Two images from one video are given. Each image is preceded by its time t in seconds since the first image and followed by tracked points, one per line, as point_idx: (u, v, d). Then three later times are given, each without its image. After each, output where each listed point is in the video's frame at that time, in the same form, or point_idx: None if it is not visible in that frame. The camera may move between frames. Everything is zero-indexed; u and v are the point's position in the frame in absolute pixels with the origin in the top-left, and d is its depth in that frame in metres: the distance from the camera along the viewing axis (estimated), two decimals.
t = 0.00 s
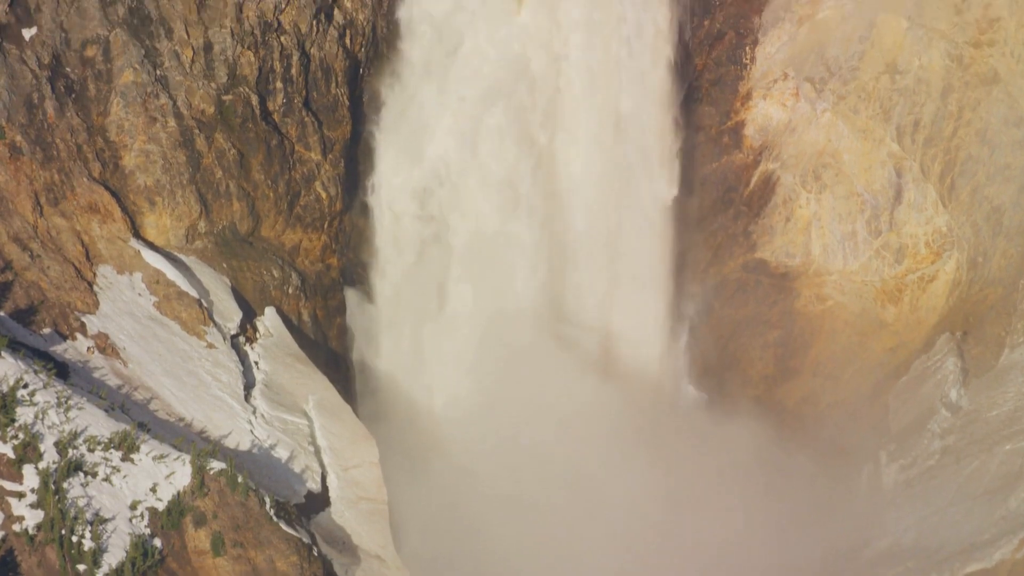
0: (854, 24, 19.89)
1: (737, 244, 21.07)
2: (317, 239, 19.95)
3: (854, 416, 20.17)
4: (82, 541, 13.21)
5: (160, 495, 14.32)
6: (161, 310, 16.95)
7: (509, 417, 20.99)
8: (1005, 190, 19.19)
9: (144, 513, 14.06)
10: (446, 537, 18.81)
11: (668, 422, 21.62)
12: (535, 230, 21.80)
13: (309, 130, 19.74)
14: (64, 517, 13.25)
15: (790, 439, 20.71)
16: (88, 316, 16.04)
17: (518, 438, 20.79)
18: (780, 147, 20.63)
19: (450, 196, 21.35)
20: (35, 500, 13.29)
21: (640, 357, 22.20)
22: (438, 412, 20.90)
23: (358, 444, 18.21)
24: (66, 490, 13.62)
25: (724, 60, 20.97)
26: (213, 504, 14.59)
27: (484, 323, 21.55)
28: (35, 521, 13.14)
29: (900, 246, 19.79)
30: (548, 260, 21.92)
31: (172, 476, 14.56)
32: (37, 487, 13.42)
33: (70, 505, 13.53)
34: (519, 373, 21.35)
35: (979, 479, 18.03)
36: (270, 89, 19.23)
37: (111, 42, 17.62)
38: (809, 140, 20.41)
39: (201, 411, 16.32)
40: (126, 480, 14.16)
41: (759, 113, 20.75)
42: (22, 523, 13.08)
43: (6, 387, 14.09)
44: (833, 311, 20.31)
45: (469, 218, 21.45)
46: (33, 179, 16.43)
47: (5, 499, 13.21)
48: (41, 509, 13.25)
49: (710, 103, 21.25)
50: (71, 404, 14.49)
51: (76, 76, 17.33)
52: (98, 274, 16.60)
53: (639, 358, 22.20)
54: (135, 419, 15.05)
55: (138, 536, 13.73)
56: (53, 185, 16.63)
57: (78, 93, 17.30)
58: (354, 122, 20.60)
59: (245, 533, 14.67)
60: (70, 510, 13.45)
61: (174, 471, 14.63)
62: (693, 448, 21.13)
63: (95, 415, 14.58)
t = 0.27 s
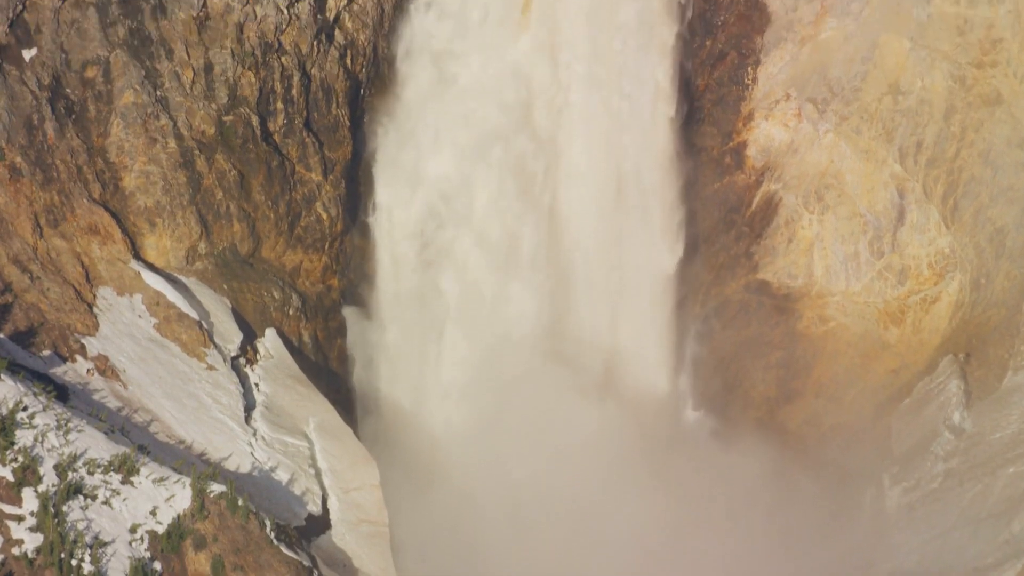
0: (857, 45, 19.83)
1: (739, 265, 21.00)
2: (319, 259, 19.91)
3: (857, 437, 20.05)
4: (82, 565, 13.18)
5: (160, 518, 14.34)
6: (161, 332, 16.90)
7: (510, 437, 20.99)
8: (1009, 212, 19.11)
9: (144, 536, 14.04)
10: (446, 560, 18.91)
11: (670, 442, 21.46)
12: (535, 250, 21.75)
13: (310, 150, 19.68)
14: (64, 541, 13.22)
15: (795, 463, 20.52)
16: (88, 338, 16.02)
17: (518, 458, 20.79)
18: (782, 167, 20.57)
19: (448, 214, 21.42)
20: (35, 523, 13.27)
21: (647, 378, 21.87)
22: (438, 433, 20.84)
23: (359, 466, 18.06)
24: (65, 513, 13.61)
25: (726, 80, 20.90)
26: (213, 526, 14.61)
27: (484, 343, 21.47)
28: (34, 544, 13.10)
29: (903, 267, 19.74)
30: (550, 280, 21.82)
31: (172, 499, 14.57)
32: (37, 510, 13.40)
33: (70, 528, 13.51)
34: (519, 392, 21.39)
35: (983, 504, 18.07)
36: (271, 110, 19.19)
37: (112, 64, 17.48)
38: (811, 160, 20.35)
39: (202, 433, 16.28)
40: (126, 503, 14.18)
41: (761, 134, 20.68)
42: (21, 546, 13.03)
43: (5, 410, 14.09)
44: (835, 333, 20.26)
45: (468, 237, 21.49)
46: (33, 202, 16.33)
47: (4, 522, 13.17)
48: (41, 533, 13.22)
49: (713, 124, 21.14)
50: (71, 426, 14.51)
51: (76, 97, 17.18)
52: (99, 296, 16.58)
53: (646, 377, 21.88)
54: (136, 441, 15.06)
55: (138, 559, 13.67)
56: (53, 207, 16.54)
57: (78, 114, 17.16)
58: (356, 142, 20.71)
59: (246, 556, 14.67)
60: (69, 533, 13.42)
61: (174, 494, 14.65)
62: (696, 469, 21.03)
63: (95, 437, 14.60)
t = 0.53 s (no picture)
0: (858, 63, 19.83)
1: (741, 283, 20.96)
2: (319, 278, 19.83)
3: (858, 456, 20.05)
4: None
5: (159, 538, 14.31)
6: (161, 350, 16.84)
7: (510, 455, 20.91)
8: (1012, 229, 19.05)
9: (144, 556, 13.99)
10: None
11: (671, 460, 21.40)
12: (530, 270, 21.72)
13: (310, 169, 19.64)
14: (63, 562, 13.12)
15: (795, 483, 20.48)
16: (88, 357, 15.94)
17: (518, 477, 20.73)
18: (784, 185, 20.53)
19: (450, 232, 21.39)
20: (34, 543, 13.14)
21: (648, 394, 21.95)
22: (440, 452, 20.77)
23: (360, 486, 17.98)
24: (65, 533, 13.49)
25: (727, 98, 20.96)
26: (213, 547, 14.65)
27: (479, 364, 21.40)
28: (33, 565, 12.95)
29: (905, 286, 19.67)
30: (547, 299, 21.80)
31: (172, 519, 14.55)
32: (36, 530, 13.28)
33: (70, 548, 13.40)
34: (518, 412, 21.30)
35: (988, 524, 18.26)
36: (271, 128, 19.14)
37: (112, 82, 17.40)
38: (813, 178, 20.30)
39: (202, 452, 16.22)
40: (126, 523, 14.14)
41: (763, 152, 20.67)
42: (20, 567, 12.89)
43: (5, 429, 13.98)
44: (836, 351, 20.22)
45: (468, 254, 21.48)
46: (33, 221, 16.29)
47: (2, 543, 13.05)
48: (40, 553, 13.09)
49: (714, 141, 21.19)
50: (70, 446, 14.45)
51: (76, 116, 17.11)
52: (98, 315, 16.51)
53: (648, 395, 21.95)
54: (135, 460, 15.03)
55: None
56: (53, 225, 16.49)
57: (78, 133, 17.09)
58: (358, 159, 20.60)
59: None
60: (69, 553, 13.31)
61: (174, 513, 14.63)
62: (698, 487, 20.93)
63: (94, 457, 14.55)
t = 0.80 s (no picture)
0: (861, 83, 19.83)
1: (741, 304, 20.97)
2: (320, 299, 19.78)
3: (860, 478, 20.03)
4: None
5: (159, 561, 14.26)
6: (161, 372, 16.77)
7: (510, 476, 20.85)
8: (1015, 252, 18.79)
9: None
10: None
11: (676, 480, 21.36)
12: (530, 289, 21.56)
13: (311, 189, 19.57)
14: None
15: (799, 505, 20.45)
16: (89, 379, 15.88)
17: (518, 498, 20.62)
18: (785, 207, 20.50)
19: (451, 254, 21.39)
20: (32, 567, 13.11)
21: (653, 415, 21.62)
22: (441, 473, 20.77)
23: (361, 509, 17.90)
24: (64, 557, 13.46)
25: (729, 118, 20.84)
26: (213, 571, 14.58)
27: (482, 384, 21.36)
28: None
29: (907, 307, 19.60)
30: (549, 319, 21.64)
31: (172, 542, 14.49)
32: (35, 553, 13.26)
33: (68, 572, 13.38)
34: (518, 432, 21.29)
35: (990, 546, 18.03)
36: (272, 149, 19.10)
37: (112, 103, 17.37)
38: (815, 200, 20.29)
39: (203, 474, 16.17)
40: (125, 546, 14.10)
41: (765, 172, 20.65)
42: None
43: (5, 452, 13.98)
44: (838, 373, 20.22)
45: (468, 275, 21.44)
46: (32, 243, 16.21)
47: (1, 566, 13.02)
48: None
49: (715, 161, 21.04)
50: (70, 469, 14.41)
51: (76, 137, 17.06)
52: (98, 337, 16.43)
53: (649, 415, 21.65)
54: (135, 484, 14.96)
55: None
56: (52, 247, 16.41)
57: (78, 154, 17.05)
58: (358, 181, 20.61)
59: None
60: None
61: (174, 537, 14.57)
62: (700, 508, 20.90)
63: (94, 480, 14.51)
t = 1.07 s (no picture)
0: (863, 101, 19.78)
1: (743, 322, 20.98)
2: (320, 318, 19.72)
3: (863, 496, 20.05)
4: None
5: None
6: (161, 392, 16.71)
7: (510, 495, 20.74)
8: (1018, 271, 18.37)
9: None
10: None
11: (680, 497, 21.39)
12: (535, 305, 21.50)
13: (311, 208, 19.51)
14: None
15: (802, 522, 20.62)
16: (88, 399, 15.97)
17: (518, 519, 20.53)
18: (787, 225, 20.49)
19: (453, 271, 21.28)
20: None
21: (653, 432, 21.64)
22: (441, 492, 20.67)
23: (362, 527, 17.48)
24: None
25: (732, 136, 20.89)
26: None
27: (484, 401, 21.21)
28: None
29: (910, 326, 19.52)
30: (552, 335, 21.57)
31: (172, 563, 14.36)
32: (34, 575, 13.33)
33: None
34: (518, 450, 21.14)
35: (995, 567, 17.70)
36: (273, 167, 19.03)
37: (112, 121, 17.28)
38: (816, 218, 20.25)
39: (203, 495, 16.09)
40: (125, 567, 14.04)
41: (767, 190, 20.61)
42: None
43: (5, 472, 14.03)
44: (840, 391, 20.25)
45: (468, 291, 21.34)
46: (33, 261, 16.33)
47: None
48: None
49: (717, 180, 21.07)
50: (69, 489, 14.44)
51: (76, 156, 17.01)
52: (99, 356, 16.51)
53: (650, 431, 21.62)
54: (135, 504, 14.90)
55: None
56: (53, 266, 16.51)
57: (78, 172, 16.97)
58: (359, 200, 20.58)
59: None
60: None
61: (174, 557, 14.43)
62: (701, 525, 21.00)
63: (94, 500, 14.50)
